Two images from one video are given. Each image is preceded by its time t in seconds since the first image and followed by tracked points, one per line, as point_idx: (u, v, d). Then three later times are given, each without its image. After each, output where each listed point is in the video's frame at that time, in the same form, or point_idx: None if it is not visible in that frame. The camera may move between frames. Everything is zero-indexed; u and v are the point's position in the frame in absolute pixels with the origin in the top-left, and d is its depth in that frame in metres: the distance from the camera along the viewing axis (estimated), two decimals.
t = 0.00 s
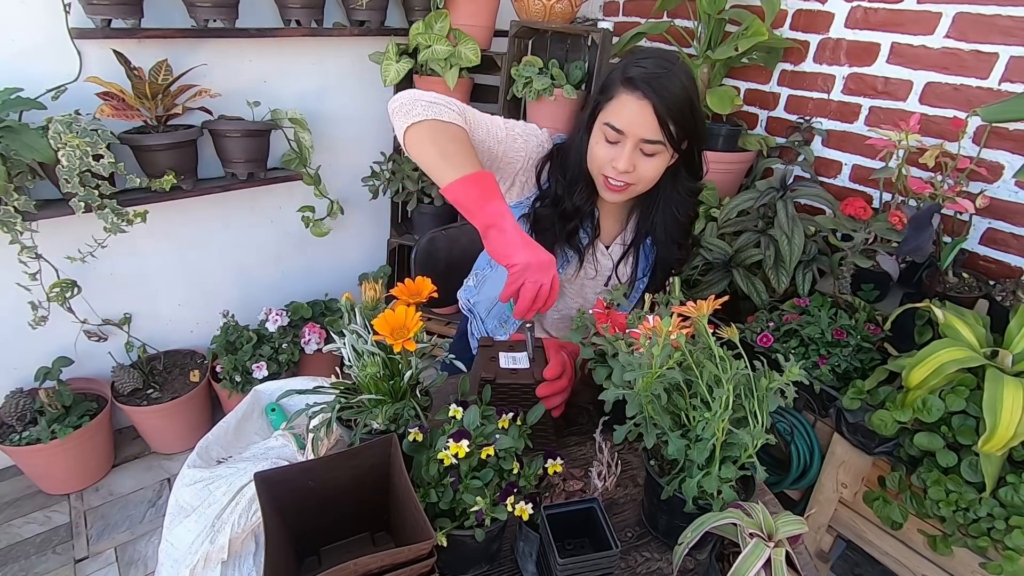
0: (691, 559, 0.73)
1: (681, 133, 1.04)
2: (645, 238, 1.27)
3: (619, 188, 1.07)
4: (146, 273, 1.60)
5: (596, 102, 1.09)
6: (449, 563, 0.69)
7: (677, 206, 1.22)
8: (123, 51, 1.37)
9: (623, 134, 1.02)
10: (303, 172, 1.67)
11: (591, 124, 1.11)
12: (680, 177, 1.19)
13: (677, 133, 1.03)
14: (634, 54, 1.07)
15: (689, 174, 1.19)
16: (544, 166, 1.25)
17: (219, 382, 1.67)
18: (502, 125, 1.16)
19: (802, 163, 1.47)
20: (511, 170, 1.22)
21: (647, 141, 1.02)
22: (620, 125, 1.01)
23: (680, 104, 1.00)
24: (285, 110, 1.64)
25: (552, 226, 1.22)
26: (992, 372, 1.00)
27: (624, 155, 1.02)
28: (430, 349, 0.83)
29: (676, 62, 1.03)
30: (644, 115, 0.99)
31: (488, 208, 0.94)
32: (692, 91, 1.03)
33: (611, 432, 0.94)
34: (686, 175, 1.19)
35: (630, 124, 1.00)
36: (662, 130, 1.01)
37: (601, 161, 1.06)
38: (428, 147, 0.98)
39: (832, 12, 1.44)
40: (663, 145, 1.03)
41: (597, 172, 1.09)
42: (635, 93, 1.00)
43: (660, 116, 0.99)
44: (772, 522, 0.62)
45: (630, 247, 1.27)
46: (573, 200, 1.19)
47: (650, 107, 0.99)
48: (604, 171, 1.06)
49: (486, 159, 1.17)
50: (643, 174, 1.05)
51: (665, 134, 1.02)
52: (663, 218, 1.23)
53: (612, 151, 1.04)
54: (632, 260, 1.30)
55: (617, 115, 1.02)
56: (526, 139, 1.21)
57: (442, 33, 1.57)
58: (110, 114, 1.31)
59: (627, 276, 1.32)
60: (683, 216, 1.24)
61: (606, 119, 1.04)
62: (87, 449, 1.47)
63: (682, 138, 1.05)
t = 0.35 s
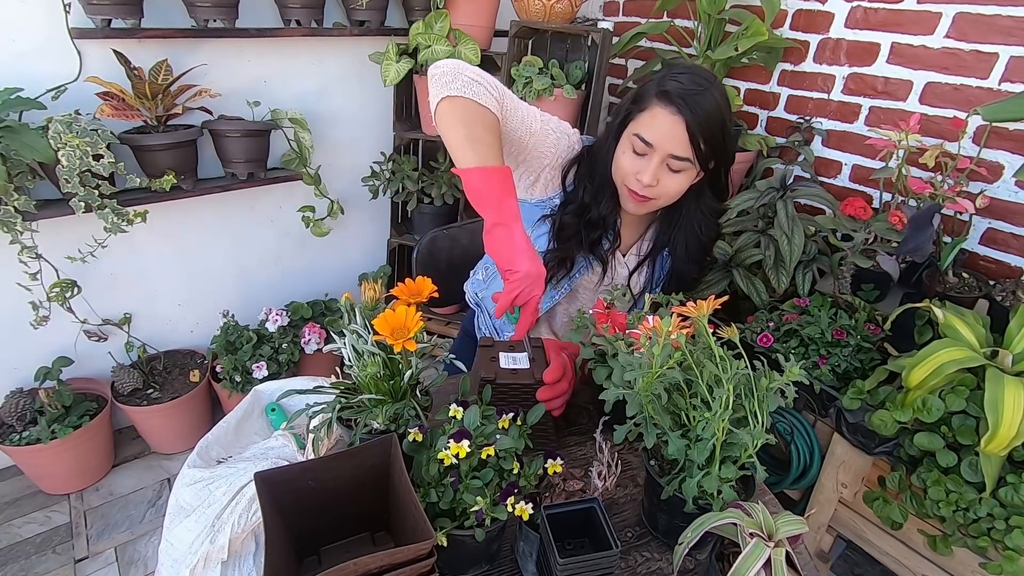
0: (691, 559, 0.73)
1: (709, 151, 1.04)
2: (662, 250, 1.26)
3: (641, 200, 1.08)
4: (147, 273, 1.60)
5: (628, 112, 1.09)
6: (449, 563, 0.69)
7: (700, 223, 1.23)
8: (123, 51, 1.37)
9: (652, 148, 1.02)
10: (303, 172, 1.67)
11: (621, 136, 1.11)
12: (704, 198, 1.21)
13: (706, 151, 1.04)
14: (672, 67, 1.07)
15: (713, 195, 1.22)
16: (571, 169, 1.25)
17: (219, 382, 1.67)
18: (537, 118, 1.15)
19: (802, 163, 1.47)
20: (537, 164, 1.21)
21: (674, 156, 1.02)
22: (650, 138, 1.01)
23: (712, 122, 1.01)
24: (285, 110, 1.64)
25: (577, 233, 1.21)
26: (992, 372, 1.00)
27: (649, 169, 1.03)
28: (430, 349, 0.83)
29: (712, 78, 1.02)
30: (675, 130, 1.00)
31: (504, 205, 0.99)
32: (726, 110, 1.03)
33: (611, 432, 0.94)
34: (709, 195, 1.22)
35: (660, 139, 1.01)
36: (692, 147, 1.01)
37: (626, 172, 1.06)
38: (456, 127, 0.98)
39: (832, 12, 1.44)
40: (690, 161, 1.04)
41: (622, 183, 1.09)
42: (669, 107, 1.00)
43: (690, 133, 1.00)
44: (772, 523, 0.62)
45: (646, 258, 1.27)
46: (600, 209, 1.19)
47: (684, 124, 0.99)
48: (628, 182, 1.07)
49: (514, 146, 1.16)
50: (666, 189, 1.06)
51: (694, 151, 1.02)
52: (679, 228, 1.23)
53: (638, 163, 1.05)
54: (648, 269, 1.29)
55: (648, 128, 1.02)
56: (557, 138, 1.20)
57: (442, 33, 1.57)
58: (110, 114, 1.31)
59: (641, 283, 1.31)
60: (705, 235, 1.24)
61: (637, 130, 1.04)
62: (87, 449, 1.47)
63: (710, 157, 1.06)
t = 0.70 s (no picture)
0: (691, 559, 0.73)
1: (717, 161, 1.04)
2: (669, 257, 1.28)
3: (646, 207, 1.09)
4: (147, 273, 1.60)
5: (637, 117, 1.09)
6: (449, 562, 0.69)
7: (708, 232, 1.24)
8: (123, 51, 1.37)
9: (658, 154, 1.02)
10: (303, 172, 1.67)
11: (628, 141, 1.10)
12: (713, 206, 1.21)
13: (714, 160, 1.04)
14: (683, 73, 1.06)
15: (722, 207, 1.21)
16: (578, 172, 1.22)
17: (219, 382, 1.67)
18: (543, 121, 1.12)
19: (802, 163, 1.47)
20: (543, 167, 1.19)
21: (681, 164, 1.03)
22: (657, 145, 1.02)
23: (722, 130, 1.01)
24: (285, 111, 1.64)
25: (586, 240, 1.21)
26: (992, 372, 1.00)
27: (655, 175, 1.03)
28: (431, 348, 0.83)
29: (724, 88, 1.02)
30: (683, 138, 1.00)
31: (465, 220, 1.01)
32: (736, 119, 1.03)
33: (611, 431, 0.94)
34: (718, 205, 1.21)
35: (668, 146, 1.01)
36: (700, 156, 1.02)
37: (632, 178, 1.07)
38: (451, 135, 0.98)
39: (832, 12, 1.44)
40: (696, 169, 1.04)
41: (627, 189, 1.10)
42: (678, 113, 1.00)
43: (698, 142, 1.00)
44: (772, 522, 0.62)
45: (652, 264, 1.29)
46: (609, 215, 1.18)
47: (693, 133, 1.00)
48: (634, 188, 1.07)
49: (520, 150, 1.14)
50: (671, 197, 1.06)
51: (700, 160, 1.02)
52: (687, 235, 1.24)
53: (645, 169, 1.05)
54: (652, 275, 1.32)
55: (656, 134, 1.02)
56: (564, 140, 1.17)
57: (442, 33, 1.57)
58: (110, 114, 1.31)
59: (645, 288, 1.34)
60: (712, 244, 1.25)
61: (644, 136, 1.04)
62: (87, 449, 1.47)
63: (717, 168, 1.06)
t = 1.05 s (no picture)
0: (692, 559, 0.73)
1: (565, 91, 1.10)
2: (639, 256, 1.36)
3: (531, 163, 1.08)
4: (146, 273, 1.60)
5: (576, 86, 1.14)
6: (449, 562, 0.69)
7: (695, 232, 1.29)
8: (123, 51, 1.37)
9: (519, 106, 1.05)
10: (303, 172, 1.67)
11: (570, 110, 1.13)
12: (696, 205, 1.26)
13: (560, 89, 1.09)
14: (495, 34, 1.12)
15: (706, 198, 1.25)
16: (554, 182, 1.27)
17: (219, 382, 1.67)
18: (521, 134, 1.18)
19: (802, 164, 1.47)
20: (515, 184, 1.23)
21: (543, 104, 1.06)
22: (513, 98, 1.04)
23: (559, 65, 1.08)
24: (284, 111, 1.64)
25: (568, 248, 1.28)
26: (992, 372, 1.00)
27: (529, 124, 1.05)
28: (430, 348, 0.83)
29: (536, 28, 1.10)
30: (531, 78, 1.04)
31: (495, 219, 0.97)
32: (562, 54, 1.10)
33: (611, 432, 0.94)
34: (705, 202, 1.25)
35: (521, 93, 1.04)
36: (548, 88, 1.06)
37: (506, 141, 1.07)
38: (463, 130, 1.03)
39: (832, 12, 1.44)
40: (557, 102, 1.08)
41: (501, 155, 1.09)
42: (513, 64, 1.05)
43: (544, 75, 1.05)
44: (772, 522, 0.62)
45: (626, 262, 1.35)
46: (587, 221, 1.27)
47: (529, 71, 1.04)
48: (512, 150, 1.07)
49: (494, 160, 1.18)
50: (549, 139, 1.08)
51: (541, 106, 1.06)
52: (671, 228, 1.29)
53: (514, 126, 1.06)
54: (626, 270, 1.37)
55: (502, 93, 1.05)
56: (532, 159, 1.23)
57: (442, 33, 1.57)
58: (110, 114, 1.31)
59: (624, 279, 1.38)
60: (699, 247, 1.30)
61: (494, 100, 1.06)
62: (87, 449, 1.47)
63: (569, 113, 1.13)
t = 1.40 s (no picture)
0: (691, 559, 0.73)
1: (571, 89, 1.12)
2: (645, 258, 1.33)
3: (533, 154, 1.08)
4: (146, 273, 1.60)
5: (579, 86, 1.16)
6: (449, 562, 0.69)
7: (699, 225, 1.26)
8: (123, 51, 1.37)
9: (524, 95, 1.06)
10: (303, 172, 1.67)
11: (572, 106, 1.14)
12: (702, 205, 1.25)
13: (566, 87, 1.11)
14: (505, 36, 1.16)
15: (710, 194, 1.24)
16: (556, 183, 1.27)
17: (219, 382, 1.67)
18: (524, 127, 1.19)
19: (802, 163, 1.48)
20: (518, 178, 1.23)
21: (546, 96, 1.07)
22: (519, 86, 1.06)
23: (567, 63, 1.10)
24: (285, 111, 1.64)
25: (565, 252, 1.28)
26: (992, 372, 1.00)
27: (531, 115, 1.06)
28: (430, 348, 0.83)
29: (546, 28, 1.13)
30: (538, 70, 1.06)
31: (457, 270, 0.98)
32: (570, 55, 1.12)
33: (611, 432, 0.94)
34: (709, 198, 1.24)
35: (527, 83, 1.06)
36: (554, 81, 1.08)
37: (509, 131, 1.07)
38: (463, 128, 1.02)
39: (832, 12, 1.44)
40: (560, 96, 1.09)
41: (504, 147, 1.10)
42: (520, 55, 1.07)
43: (550, 71, 1.07)
44: (772, 522, 0.62)
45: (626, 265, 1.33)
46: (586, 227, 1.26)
47: (536, 62, 1.06)
48: (514, 140, 1.07)
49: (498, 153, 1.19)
50: (552, 133, 1.09)
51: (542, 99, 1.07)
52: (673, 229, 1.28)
53: (517, 117, 1.07)
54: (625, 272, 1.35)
55: (508, 82, 1.07)
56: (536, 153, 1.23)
57: (442, 33, 1.57)
58: (110, 114, 1.31)
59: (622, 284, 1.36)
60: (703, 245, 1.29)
61: (499, 90, 1.07)
62: (87, 449, 1.47)
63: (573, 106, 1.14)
